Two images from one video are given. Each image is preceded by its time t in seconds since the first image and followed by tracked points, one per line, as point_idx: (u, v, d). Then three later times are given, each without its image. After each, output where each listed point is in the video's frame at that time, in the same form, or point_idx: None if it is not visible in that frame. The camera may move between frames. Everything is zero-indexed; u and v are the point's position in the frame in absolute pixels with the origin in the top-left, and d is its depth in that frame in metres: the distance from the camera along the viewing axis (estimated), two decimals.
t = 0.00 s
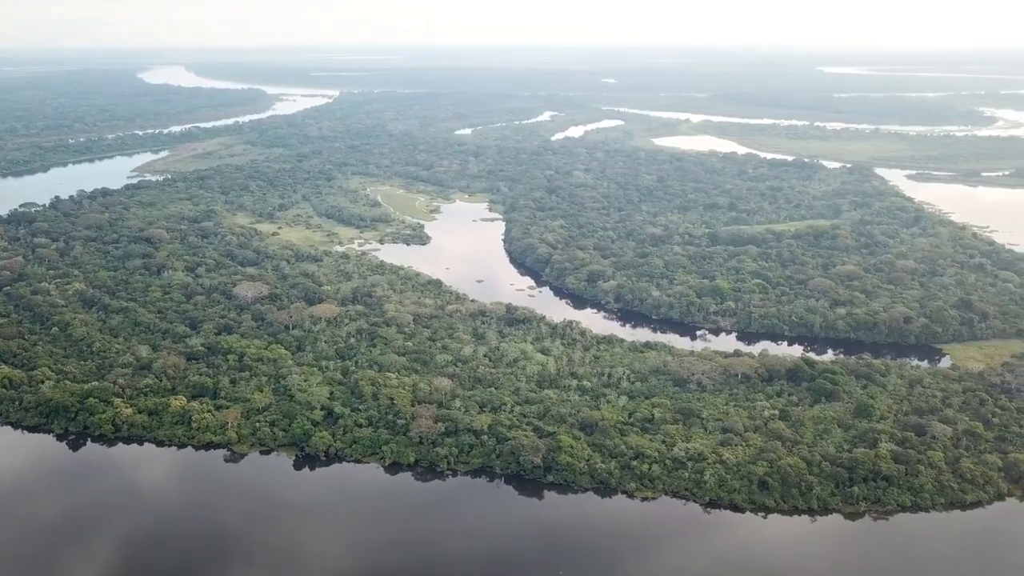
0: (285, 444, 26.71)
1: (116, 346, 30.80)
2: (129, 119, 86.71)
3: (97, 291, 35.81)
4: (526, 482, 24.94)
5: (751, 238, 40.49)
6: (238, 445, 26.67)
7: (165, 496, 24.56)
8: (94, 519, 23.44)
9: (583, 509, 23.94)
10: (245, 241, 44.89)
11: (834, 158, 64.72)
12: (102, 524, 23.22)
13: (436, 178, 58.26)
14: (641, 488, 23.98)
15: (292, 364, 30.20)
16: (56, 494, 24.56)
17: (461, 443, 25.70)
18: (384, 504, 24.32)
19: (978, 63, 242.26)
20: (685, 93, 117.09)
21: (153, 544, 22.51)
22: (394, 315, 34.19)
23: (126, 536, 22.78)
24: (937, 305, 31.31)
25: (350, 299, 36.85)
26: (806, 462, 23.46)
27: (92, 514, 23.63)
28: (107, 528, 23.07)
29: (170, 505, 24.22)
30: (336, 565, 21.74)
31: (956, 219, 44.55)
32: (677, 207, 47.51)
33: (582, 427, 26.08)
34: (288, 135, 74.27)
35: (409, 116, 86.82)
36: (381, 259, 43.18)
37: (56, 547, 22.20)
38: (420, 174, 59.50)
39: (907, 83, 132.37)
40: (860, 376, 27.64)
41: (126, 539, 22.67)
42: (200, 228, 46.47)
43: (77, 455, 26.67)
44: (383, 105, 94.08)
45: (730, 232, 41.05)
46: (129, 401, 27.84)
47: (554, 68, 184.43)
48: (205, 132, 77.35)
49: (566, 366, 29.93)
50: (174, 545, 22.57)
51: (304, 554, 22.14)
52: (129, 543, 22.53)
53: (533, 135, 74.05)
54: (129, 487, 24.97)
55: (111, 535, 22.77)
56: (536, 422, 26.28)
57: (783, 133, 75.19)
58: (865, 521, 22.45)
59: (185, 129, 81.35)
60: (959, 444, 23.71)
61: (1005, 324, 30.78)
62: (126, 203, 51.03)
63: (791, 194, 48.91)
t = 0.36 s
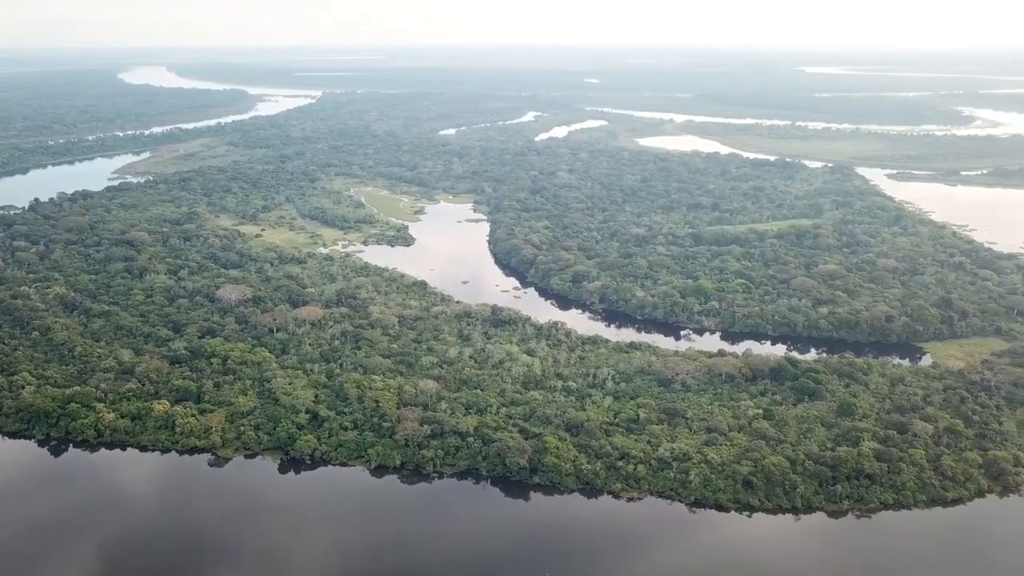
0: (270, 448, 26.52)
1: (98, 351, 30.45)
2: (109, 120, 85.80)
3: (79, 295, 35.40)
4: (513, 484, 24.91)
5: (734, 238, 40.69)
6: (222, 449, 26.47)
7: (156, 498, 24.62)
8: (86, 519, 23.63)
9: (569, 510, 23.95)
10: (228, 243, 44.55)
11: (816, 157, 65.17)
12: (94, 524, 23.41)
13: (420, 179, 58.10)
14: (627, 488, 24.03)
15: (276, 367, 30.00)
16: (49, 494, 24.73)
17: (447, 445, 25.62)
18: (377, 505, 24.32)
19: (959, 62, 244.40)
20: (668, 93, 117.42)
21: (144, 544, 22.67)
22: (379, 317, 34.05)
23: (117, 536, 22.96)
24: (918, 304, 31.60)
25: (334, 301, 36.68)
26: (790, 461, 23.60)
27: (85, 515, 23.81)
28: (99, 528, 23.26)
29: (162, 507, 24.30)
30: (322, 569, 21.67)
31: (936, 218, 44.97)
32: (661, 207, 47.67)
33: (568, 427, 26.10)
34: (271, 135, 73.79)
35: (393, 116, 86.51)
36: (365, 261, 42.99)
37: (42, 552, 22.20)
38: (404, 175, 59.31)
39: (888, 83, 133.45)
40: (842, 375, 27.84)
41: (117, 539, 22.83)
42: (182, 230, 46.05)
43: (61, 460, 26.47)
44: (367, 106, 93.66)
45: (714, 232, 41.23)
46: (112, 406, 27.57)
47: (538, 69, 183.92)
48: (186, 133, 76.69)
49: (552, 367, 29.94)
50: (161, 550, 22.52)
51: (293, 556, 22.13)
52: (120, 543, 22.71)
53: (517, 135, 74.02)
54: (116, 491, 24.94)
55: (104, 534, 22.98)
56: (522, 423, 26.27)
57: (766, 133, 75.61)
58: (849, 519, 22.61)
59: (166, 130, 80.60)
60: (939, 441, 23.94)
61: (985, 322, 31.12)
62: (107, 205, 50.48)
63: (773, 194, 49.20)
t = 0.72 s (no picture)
0: (255, 451, 26.33)
1: (79, 355, 30.09)
2: (89, 121, 84.85)
3: (59, 299, 34.98)
4: (498, 486, 24.89)
5: (717, 238, 40.88)
6: (206, 453, 26.24)
7: (139, 504, 24.40)
8: (72, 524, 23.53)
9: (555, 511, 23.96)
10: (210, 245, 44.20)
11: (797, 157, 65.60)
12: (79, 529, 23.31)
13: (403, 180, 57.91)
14: (612, 488, 24.06)
15: (260, 370, 29.79)
16: (32, 500, 24.58)
17: (433, 448, 25.52)
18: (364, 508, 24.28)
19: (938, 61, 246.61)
20: (650, 93, 117.68)
21: (128, 548, 22.59)
22: (363, 319, 33.90)
23: (103, 540, 22.86)
24: (898, 303, 31.88)
25: (318, 303, 36.48)
26: (773, 460, 23.76)
27: (70, 520, 23.71)
28: (84, 533, 23.16)
29: (147, 511, 24.17)
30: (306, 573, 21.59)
31: (916, 217, 45.36)
32: (644, 207, 47.80)
33: (554, 428, 26.11)
34: (253, 137, 73.30)
35: (376, 117, 86.16)
36: (348, 263, 42.79)
37: (25, 560, 22.05)
38: (388, 176, 59.10)
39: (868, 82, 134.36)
40: (825, 373, 28.01)
41: (102, 543, 22.73)
42: (164, 232, 45.64)
43: (44, 466, 26.25)
44: (350, 106, 93.24)
45: (697, 232, 41.41)
46: (94, 411, 27.27)
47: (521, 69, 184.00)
48: (168, 135, 76.01)
49: (537, 368, 29.94)
50: (145, 555, 22.39)
51: (278, 561, 22.02)
52: (105, 547, 22.63)
53: (501, 136, 73.97)
54: (101, 496, 24.78)
55: (87, 539, 22.89)
56: (507, 425, 26.25)
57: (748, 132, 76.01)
58: (832, 517, 22.79)
59: (147, 132, 79.83)
60: (921, 439, 24.16)
61: (964, 320, 31.43)
62: (87, 208, 49.94)
63: (756, 194, 49.48)
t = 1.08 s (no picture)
0: (239, 456, 26.13)
1: (60, 360, 29.74)
2: (69, 122, 83.93)
3: (39, 303, 34.54)
4: (484, 488, 24.83)
5: (701, 238, 41.04)
6: (190, 458, 26.02)
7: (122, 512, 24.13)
8: (53, 532, 23.32)
9: (540, 512, 23.94)
10: (193, 248, 43.82)
11: (779, 156, 66.00)
12: (61, 536, 23.10)
13: (387, 181, 57.68)
14: (598, 489, 24.09)
15: (244, 374, 29.57)
16: (13, 510, 24.27)
17: (419, 451, 25.46)
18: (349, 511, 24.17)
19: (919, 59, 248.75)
20: (634, 93, 118.00)
21: (111, 555, 22.40)
22: (347, 321, 33.74)
23: (85, 548, 22.66)
24: (880, 302, 32.13)
25: (302, 306, 36.27)
26: (758, 460, 23.89)
27: (51, 528, 23.48)
28: (66, 540, 22.94)
29: (130, 518, 23.96)
30: None
31: (897, 217, 45.74)
32: (628, 208, 47.90)
33: (539, 430, 26.10)
34: (235, 138, 72.75)
35: (360, 117, 85.80)
36: (332, 265, 42.56)
37: (5, 569, 21.82)
38: (372, 177, 58.88)
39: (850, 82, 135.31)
40: (808, 373, 28.20)
41: (84, 551, 22.53)
42: (146, 235, 45.19)
43: (25, 473, 25.93)
44: (333, 107, 92.79)
45: (681, 233, 41.55)
46: (76, 416, 26.98)
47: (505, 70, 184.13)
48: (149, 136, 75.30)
49: (522, 369, 29.92)
50: (128, 563, 22.15)
51: (261, 568, 21.86)
52: (88, 554, 22.43)
53: (485, 136, 73.87)
54: (82, 502, 24.53)
55: (69, 546, 22.69)
56: (493, 427, 26.22)
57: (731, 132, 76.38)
58: (815, 515, 22.94)
59: (128, 133, 79.05)
60: (902, 437, 24.37)
61: (944, 319, 31.74)
62: (68, 211, 49.37)
63: (739, 194, 49.73)
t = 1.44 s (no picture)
0: (227, 460, 25.96)
1: (45, 364, 29.46)
2: (53, 123, 83.21)
3: (24, 307, 34.20)
4: (474, 489, 24.78)
5: (688, 238, 41.19)
6: (177, 462, 25.84)
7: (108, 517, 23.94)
8: (36, 537, 23.13)
9: (530, 514, 23.92)
10: (179, 250, 43.52)
11: (766, 156, 66.31)
12: (44, 542, 22.92)
13: (375, 182, 57.53)
14: (587, 490, 24.10)
15: (232, 377, 29.39)
16: None
17: (408, 453, 25.40)
18: (336, 514, 24.10)
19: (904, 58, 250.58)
20: (621, 93, 118.24)
21: (96, 559, 22.26)
22: (335, 323, 33.61)
23: (69, 552, 22.51)
24: (866, 302, 32.32)
25: (290, 308, 36.10)
26: (745, 459, 23.99)
27: (35, 533, 23.32)
28: (50, 545, 22.79)
29: (115, 523, 23.77)
30: None
31: (882, 216, 46.03)
32: (616, 208, 47.98)
33: (528, 431, 26.09)
34: (222, 139, 72.34)
35: (347, 118, 85.53)
36: (320, 266, 42.39)
37: None
38: (359, 178, 58.69)
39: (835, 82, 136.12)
40: (795, 372, 28.34)
41: (68, 555, 22.36)
42: (132, 237, 44.85)
43: (10, 478, 25.67)
44: (320, 108, 92.41)
45: (668, 233, 41.65)
46: (62, 421, 26.74)
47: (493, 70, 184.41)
48: (134, 137, 74.73)
49: (511, 370, 29.90)
50: (114, 568, 21.97)
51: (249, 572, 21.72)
52: (72, 559, 22.28)
53: (473, 137, 73.83)
54: (69, 508, 24.32)
55: (53, 552, 22.53)
56: (482, 428, 26.19)
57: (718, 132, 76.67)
58: (803, 514, 23.04)
59: (113, 134, 78.45)
60: (888, 436, 24.54)
61: (929, 318, 31.97)
62: (52, 213, 48.93)
63: (726, 194, 49.93)
